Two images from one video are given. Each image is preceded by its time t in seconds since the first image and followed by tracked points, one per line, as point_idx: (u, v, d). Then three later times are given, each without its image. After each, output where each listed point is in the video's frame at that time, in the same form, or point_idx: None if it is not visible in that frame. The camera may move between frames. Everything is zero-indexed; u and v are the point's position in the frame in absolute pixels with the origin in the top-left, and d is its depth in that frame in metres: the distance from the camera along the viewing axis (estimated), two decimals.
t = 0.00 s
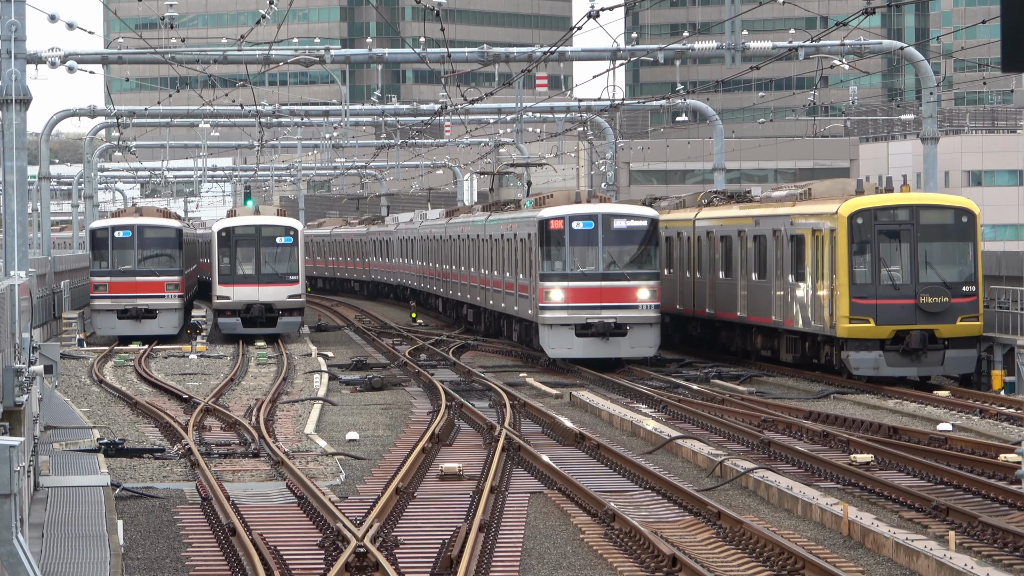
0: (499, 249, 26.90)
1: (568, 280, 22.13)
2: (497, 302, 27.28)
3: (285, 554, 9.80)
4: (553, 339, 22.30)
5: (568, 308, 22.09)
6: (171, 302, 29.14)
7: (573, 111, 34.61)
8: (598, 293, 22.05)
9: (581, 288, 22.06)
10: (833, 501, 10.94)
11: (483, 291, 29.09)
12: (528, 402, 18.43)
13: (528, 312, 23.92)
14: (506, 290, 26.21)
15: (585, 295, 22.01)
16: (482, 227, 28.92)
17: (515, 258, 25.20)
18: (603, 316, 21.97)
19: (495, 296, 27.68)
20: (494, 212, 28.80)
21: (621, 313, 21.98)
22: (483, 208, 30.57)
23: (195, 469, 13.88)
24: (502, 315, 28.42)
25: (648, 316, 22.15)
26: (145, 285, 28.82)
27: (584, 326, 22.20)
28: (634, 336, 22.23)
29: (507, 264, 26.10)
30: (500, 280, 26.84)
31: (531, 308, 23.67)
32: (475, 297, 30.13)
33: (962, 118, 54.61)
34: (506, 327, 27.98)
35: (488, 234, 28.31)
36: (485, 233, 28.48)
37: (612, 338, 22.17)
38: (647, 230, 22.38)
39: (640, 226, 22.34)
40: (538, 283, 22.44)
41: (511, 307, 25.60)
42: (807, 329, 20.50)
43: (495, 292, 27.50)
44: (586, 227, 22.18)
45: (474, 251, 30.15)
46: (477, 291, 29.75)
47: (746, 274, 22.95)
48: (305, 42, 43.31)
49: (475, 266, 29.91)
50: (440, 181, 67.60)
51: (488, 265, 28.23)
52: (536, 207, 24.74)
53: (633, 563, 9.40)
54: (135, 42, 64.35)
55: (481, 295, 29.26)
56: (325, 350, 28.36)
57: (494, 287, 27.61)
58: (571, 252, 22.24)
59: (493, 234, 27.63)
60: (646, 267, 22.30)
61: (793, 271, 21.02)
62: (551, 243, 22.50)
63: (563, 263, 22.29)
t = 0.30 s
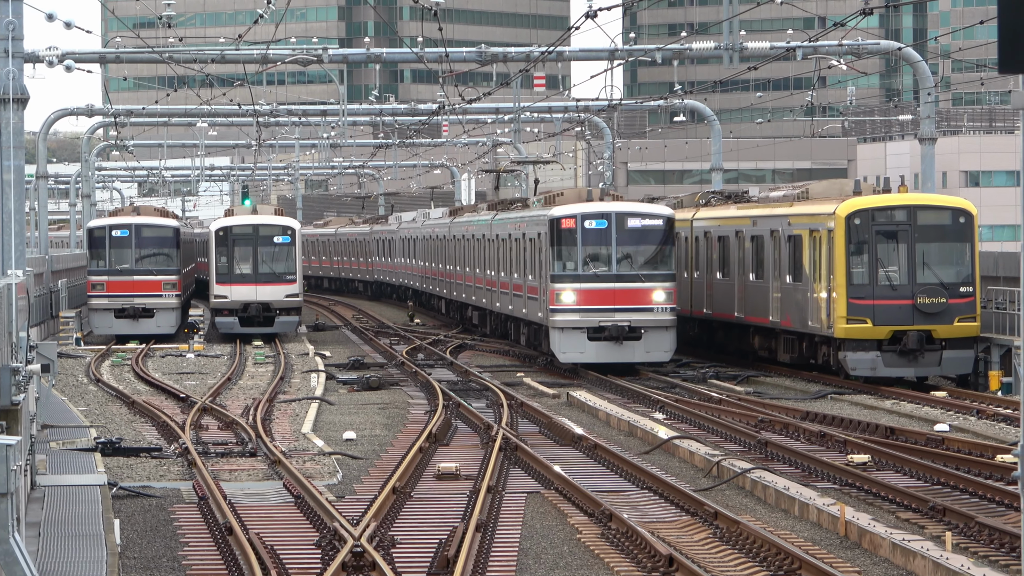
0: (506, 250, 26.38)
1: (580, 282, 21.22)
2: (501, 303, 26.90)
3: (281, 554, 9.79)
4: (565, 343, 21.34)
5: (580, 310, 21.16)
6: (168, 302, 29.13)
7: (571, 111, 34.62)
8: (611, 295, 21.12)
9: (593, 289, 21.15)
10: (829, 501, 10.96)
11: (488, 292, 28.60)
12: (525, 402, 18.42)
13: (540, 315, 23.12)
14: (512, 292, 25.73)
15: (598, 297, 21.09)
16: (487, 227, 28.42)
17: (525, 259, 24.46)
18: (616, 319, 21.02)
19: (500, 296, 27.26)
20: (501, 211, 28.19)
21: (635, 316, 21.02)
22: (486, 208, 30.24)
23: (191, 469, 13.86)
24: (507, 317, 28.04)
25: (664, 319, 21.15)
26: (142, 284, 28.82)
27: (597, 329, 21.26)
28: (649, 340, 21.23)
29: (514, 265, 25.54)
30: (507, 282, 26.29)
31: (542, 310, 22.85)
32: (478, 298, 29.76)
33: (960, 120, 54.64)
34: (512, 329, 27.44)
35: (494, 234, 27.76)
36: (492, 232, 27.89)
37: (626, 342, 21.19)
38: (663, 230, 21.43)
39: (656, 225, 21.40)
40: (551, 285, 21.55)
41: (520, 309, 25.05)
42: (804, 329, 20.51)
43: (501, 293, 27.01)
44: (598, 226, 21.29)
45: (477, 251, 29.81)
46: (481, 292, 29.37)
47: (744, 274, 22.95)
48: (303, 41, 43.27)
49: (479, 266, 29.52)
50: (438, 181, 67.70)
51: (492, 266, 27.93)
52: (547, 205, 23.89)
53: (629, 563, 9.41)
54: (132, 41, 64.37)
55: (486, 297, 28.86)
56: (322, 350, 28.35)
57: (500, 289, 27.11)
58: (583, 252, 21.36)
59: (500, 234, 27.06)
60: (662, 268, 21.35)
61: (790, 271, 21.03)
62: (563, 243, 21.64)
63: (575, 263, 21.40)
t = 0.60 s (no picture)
0: (512, 248, 25.40)
1: (593, 283, 20.35)
2: (498, 302, 26.92)
3: (277, 553, 9.78)
4: (577, 347, 20.47)
5: (592, 313, 20.31)
6: (164, 300, 29.06)
7: (568, 110, 34.60)
8: (625, 297, 20.25)
9: (606, 291, 20.29)
10: (826, 501, 10.97)
11: (491, 292, 27.67)
12: (521, 401, 18.41)
13: (549, 317, 22.14)
14: (519, 292, 24.75)
15: (611, 299, 20.23)
16: (486, 226, 28.16)
17: (533, 259, 23.46)
18: (630, 322, 20.16)
19: (505, 296, 26.34)
20: (506, 208, 27.23)
21: (650, 319, 20.17)
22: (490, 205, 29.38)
23: (187, 467, 13.84)
24: (513, 319, 27.09)
25: (680, 321, 20.28)
26: (139, 283, 28.78)
27: (611, 333, 20.39)
28: (665, 344, 20.33)
29: (521, 264, 24.56)
30: (513, 281, 25.32)
31: (551, 311, 21.94)
32: (482, 298, 28.86)
33: (957, 119, 54.56)
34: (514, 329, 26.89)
35: (499, 232, 26.77)
36: (496, 230, 26.92)
37: (641, 346, 20.31)
38: (679, 229, 20.53)
39: (672, 224, 20.51)
40: (562, 286, 20.67)
41: (528, 311, 24.06)
42: (801, 328, 20.52)
43: (507, 293, 26.06)
44: (612, 225, 20.41)
45: (480, 250, 28.96)
46: (485, 292, 28.44)
47: (740, 273, 22.95)
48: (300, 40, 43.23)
49: (482, 265, 28.64)
50: (435, 180, 67.72)
51: (490, 265, 27.72)
52: (556, 203, 22.90)
53: (625, 562, 9.40)
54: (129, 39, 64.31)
55: (489, 297, 27.93)
56: (319, 349, 28.34)
57: (506, 289, 26.16)
58: (596, 252, 20.48)
59: (506, 232, 26.09)
60: (679, 268, 20.49)
61: (787, 270, 21.02)
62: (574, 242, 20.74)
63: (587, 263, 20.53)
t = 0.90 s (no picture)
0: (519, 248, 24.52)
1: (606, 284, 19.39)
2: (496, 300, 26.96)
3: (273, 550, 9.79)
4: (589, 351, 19.50)
5: (605, 316, 19.36)
6: (161, 298, 29.07)
7: (565, 108, 34.63)
8: (639, 298, 19.30)
9: (620, 292, 19.33)
10: (821, 499, 10.99)
11: (496, 293, 26.85)
12: (517, 399, 18.44)
13: (560, 319, 21.22)
14: (527, 293, 23.91)
15: (625, 301, 19.28)
16: (483, 224, 28.19)
17: (542, 258, 22.51)
18: (645, 324, 19.23)
19: (510, 297, 25.69)
20: (512, 205, 26.35)
21: (666, 321, 19.24)
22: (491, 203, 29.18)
23: (184, 464, 13.86)
24: (519, 321, 26.29)
25: (698, 324, 19.39)
26: (134, 280, 28.77)
27: (624, 336, 19.45)
28: (681, 347, 19.43)
29: (529, 264, 23.68)
30: (519, 282, 24.58)
31: (563, 314, 21.05)
32: (485, 298, 28.11)
33: (952, 118, 54.52)
34: (510, 328, 26.96)
35: (504, 231, 25.89)
36: (502, 229, 26.03)
37: (656, 350, 19.42)
38: (697, 226, 19.52)
39: (689, 223, 19.50)
40: (573, 287, 19.70)
41: (536, 313, 23.17)
42: (797, 327, 20.53)
43: (513, 295, 25.23)
44: (626, 223, 19.42)
45: (483, 248, 28.28)
46: (489, 293, 27.67)
47: (736, 272, 22.97)
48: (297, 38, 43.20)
49: (486, 264, 27.87)
50: (431, 178, 67.77)
51: (488, 263, 27.63)
52: (568, 199, 21.91)
53: (620, 560, 9.42)
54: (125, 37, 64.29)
55: (494, 298, 27.14)
56: (315, 347, 28.37)
57: (512, 290, 25.31)
58: (609, 251, 19.50)
59: (512, 231, 25.21)
60: (696, 268, 19.53)
61: (784, 269, 21.03)
62: (586, 241, 19.76)
63: (600, 263, 19.57)
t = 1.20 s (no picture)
0: (529, 246, 23.64)
1: (622, 284, 18.46)
2: (494, 298, 26.98)
3: (268, 548, 9.78)
4: (604, 354, 18.55)
5: (621, 317, 18.44)
6: (156, 296, 29.08)
7: (561, 105, 34.64)
8: (656, 299, 18.38)
9: (636, 293, 18.42)
10: (818, 497, 11.00)
11: (503, 292, 26.02)
12: (513, 397, 18.46)
13: (573, 321, 20.24)
14: (535, 292, 23.11)
15: (642, 302, 18.37)
16: (480, 222, 28.21)
17: (552, 256, 21.65)
18: (663, 326, 18.33)
19: (508, 295, 25.70)
20: (521, 202, 25.51)
21: (685, 323, 18.34)
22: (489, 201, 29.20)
23: (179, 462, 13.85)
24: (527, 323, 25.40)
25: (718, 326, 18.48)
26: (130, 278, 28.80)
27: (641, 340, 18.57)
28: (701, 350, 18.49)
29: (539, 263, 22.79)
30: (518, 280, 24.57)
31: (575, 315, 20.06)
32: (491, 299, 27.33)
33: (948, 115, 54.52)
34: (507, 325, 26.99)
35: (512, 229, 25.03)
36: (510, 226, 25.18)
37: (674, 353, 18.50)
38: (716, 223, 18.62)
39: (708, 220, 18.60)
40: (587, 286, 18.74)
41: (546, 313, 22.26)
42: (794, 325, 20.54)
43: (522, 294, 24.38)
44: (643, 220, 18.48)
45: (488, 246, 27.61)
46: (495, 292, 26.87)
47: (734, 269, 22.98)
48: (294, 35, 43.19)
49: (492, 262, 27.10)
50: (427, 175, 67.81)
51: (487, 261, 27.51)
52: (579, 195, 21.00)
53: (617, 558, 9.43)
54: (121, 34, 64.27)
55: (501, 297, 26.31)
56: (311, 345, 28.35)
57: (521, 289, 24.44)
58: (625, 249, 18.54)
59: (521, 228, 24.34)
60: (715, 267, 18.62)
61: (780, 267, 21.03)
62: (600, 238, 18.80)
63: (615, 262, 18.62)
